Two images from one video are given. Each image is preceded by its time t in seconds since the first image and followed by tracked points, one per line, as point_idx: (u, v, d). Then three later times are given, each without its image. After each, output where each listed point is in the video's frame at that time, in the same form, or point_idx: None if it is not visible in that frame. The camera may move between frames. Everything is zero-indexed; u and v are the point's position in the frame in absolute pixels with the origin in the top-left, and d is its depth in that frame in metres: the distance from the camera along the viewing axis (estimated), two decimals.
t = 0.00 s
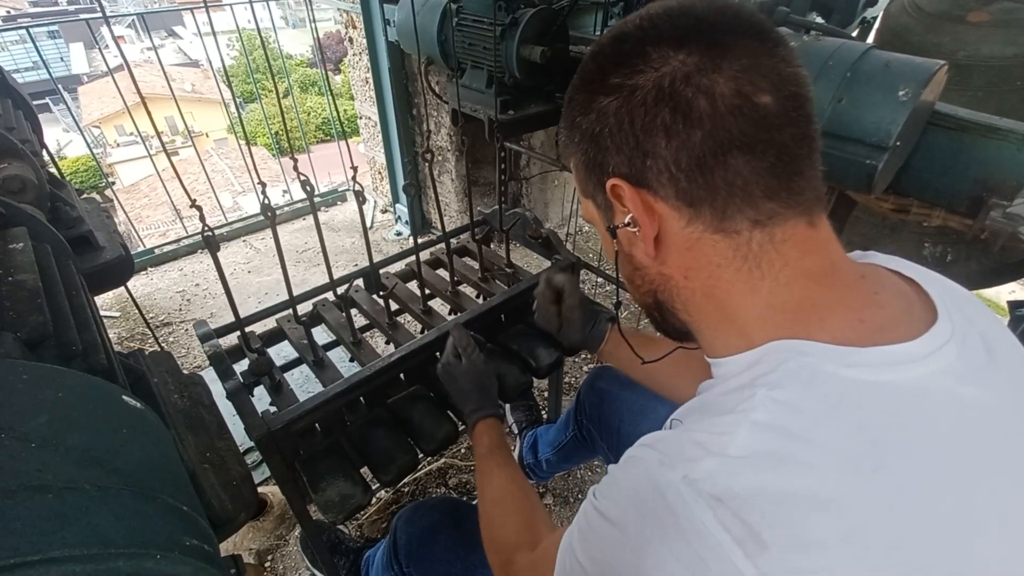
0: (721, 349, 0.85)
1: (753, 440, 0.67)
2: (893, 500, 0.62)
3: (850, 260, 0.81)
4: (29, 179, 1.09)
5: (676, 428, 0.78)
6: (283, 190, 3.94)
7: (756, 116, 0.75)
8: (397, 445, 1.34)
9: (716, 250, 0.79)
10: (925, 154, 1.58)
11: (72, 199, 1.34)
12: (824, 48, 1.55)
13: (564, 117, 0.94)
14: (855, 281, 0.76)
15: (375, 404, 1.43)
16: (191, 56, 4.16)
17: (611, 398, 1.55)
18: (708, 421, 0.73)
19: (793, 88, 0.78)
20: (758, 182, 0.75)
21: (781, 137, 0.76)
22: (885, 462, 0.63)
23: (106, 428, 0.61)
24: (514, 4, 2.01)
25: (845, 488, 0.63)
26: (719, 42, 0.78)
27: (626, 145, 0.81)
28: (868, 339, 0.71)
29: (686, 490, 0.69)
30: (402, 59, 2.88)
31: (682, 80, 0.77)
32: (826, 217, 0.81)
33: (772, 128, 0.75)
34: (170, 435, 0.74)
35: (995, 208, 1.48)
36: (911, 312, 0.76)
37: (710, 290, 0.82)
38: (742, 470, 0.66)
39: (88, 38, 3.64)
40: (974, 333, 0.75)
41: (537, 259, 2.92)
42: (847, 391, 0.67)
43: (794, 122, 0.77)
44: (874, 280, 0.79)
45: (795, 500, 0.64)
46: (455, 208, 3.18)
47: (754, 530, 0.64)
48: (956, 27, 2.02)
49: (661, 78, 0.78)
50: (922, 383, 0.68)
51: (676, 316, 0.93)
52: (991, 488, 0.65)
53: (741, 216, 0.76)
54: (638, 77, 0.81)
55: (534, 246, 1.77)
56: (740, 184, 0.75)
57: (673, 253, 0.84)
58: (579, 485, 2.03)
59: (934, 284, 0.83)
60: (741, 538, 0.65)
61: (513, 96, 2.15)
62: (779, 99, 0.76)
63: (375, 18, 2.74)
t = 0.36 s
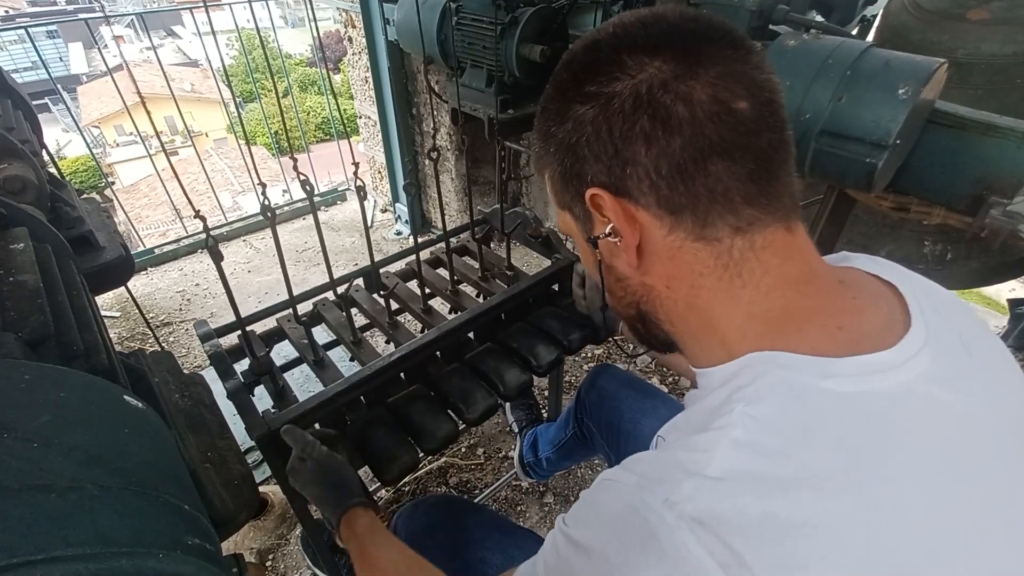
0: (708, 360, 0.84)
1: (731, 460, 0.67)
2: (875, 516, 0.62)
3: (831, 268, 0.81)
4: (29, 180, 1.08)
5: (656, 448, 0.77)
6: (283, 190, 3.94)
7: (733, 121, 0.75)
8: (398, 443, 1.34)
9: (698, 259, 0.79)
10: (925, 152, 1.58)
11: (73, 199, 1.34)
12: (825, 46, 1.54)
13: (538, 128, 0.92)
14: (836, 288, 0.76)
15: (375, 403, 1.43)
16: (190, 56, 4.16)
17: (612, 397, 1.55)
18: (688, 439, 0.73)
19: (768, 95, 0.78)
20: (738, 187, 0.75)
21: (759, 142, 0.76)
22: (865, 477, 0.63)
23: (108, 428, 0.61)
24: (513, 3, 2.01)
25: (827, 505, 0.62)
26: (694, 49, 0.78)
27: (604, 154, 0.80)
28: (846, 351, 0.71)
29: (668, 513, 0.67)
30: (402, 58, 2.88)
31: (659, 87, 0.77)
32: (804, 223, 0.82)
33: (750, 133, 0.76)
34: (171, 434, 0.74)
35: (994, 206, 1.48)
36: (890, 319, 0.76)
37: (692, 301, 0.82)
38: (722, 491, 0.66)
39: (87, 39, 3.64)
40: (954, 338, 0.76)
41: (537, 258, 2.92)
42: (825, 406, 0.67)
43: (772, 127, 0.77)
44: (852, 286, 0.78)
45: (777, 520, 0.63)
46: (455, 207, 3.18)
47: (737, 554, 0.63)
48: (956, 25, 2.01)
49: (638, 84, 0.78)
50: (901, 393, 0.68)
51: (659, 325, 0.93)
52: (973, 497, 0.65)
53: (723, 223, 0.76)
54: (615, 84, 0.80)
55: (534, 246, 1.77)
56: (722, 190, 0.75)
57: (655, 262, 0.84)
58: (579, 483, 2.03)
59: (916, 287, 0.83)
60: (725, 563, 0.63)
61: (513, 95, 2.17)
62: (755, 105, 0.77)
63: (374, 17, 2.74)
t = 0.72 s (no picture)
0: (699, 374, 0.84)
1: (732, 493, 0.67)
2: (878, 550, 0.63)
3: (828, 277, 0.80)
4: (28, 179, 1.09)
5: (654, 471, 0.78)
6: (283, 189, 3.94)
7: (717, 128, 0.74)
8: (398, 443, 1.34)
9: (685, 272, 0.78)
10: (926, 151, 1.57)
11: (72, 199, 1.34)
12: (824, 43, 1.54)
13: (514, 135, 0.91)
14: (833, 302, 0.75)
15: (375, 402, 1.43)
16: (189, 55, 4.16)
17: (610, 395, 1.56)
18: (687, 467, 0.73)
19: (752, 98, 0.77)
20: (723, 198, 0.74)
21: (745, 148, 0.75)
22: (868, 511, 0.64)
23: (105, 425, 0.61)
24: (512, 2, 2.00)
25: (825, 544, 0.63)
26: (673, 51, 0.76)
27: (582, 164, 0.80)
28: (844, 371, 0.70)
29: (665, 551, 0.69)
30: (401, 57, 2.88)
31: (636, 93, 0.75)
32: (796, 230, 0.80)
33: (734, 140, 0.74)
34: (169, 432, 0.74)
35: (994, 203, 1.48)
36: (891, 334, 0.75)
37: (680, 315, 0.82)
38: (722, 527, 0.66)
39: (87, 38, 3.64)
40: (954, 349, 0.75)
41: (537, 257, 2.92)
42: (825, 434, 0.66)
43: (759, 134, 0.76)
44: (850, 297, 0.78)
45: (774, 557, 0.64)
46: (455, 206, 3.18)
47: None
48: (956, 23, 2.00)
49: (615, 91, 0.76)
50: (904, 415, 0.68)
51: (647, 339, 0.92)
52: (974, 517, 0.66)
53: (709, 235, 0.75)
54: (592, 90, 0.78)
55: (534, 244, 1.78)
56: (705, 202, 0.74)
57: (640, 275, 0.83)
58: (579, 481, 2.03)
59: (914, 293, 0.82)
60: None
61: (512, 94, 2.17)
62: (739, 110, 0.75)
63: (373, 16, 2.74)
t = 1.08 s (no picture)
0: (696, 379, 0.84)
1: (746, 503, 0.67)
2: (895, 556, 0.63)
3: (828, 280, 0.80)
4: (25, 179, 1.08)
5: (660, 482, 0.78)
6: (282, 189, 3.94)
7: (718, 128, 0.73)
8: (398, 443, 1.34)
9: (685, 274, 0.78)
10: (926, 147, 1.57)
11: (71, 199, 1.34)
12: (823, 40, 1.54)
13: (512, 131, 0.91)
14: (835, 304, 0.75)
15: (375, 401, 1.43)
16: (188, 55, 4.15)
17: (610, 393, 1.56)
18: (695, 476, 0.73)
19: (757, 97, 0.76)
20: (725, 200, 0.74)
21: (748, 149, 0.74)
22: (883, 516, 0.64)
23: (102, 425, 0.60)
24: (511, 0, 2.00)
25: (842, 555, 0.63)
26: (676, 47, 0.75)
27: (580, 163, 0.79)
28: (847, 373, 0.70)
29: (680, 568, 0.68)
30: (399, 56, 2.87)
31: (636, 90, 0.74)
32: (798, 232, 0.80)
33: (736, 140, 0.74)
34: (167, 432, 0.74)
35: (994, 201, 1.47)
36: (897, 337, 0.75)
37: (679, 318, 0.81)
38: (738, 540, 0.66)
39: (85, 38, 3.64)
40: (955, 350, 0.76)
41: (537, 256, 2.92)
42: (835, 443, 0.67)
43: (762, 134, 0.75)
44: (852, 299, 0.78)
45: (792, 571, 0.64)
46: (454, 205, 3.18)
47: None
48: (956, 21, 2.00)
49: (614, 88, 0.75)
50: (910, 417, 0.68)
51: (643, 341, 0.92)
52: (984, 517, 0.67)
53: (711, 238, 0.75)
54: (591, 86, 0.77)
55: (534, 243, 1.78)
56: (706, 205, 0.74)
57: (639, 278, 0.83)
58: (579, 481, 2.03)
59: (911, 295, 0.83)
60: None
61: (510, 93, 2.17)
62: (742, 109, 0.75)
63: (372, 15, 2.74)
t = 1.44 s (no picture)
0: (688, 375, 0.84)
1: (723, 493, 0.67)
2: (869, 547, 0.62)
3: (816, 275, 0.80)
4: (26, 180, 1.09)
5: (647, 479, 0.78)
6: (282, 189, 3.94)
7: (723, 128, 0.73)
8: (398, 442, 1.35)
9: (679, 271, 0.78)
10: (925, 145, 1.57)
11: (71, 200, 1.34)
12: (822, 40, 1.54)
13: (506, 120, 0.90)
14: (823, 299, 0.76)
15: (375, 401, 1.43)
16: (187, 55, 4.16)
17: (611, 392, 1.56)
18: (676, 469, 0.73)
19: (759, 98, 0.77)
20: (725, 201, 0.74)
21: (748, 150, 0.75)
22: (856, 506, 0.63)
23: (104, 425, 0.61)
24: None
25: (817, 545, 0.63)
26: (683, 43, 0.75)
27: (580, 157, 0.79)
28: (833, 365, 0.70)
29: (658, 562, 0.67)
30: (399, 56, 2.88)
31: (643, 86, 0.74)
32: (791, 232, 0.81)
33: (739, 141, 0.74)
34: (170, 432, 0.74)
35: (994, 200, 1.47)
36: (881, 330, 0.75)
37: (673, 313, 0.82)
38: (714, 531, 0.66)
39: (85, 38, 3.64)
40: (937, 344, 0.76)
41: (536, 256, 2.92)
42: (813, 433, 0.67)
43: (763, 136, 0.76)
44: (839, 294, 0.78)
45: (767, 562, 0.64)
46: (454, 205, 3.18)
47: None
48: (955, 20, 2.00)
49: (620, 81, 0.75)
50: (890, 409, 0.68)
51: (635, 335, 0.93)
52: (963, 510, 0.66)
53: (706, 237, 0.75)
54: (596, 78, 0.77)
55: (534, 243, 1.78)
56: (705, 205, 0.74)
57: (633, 274, 0.83)
58: (579, 480, 2.04)
59: (897, 290, 0.83)
60: None
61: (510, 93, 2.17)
62: (746, 109, 0.75)
63: (372, 15, 2.74)
